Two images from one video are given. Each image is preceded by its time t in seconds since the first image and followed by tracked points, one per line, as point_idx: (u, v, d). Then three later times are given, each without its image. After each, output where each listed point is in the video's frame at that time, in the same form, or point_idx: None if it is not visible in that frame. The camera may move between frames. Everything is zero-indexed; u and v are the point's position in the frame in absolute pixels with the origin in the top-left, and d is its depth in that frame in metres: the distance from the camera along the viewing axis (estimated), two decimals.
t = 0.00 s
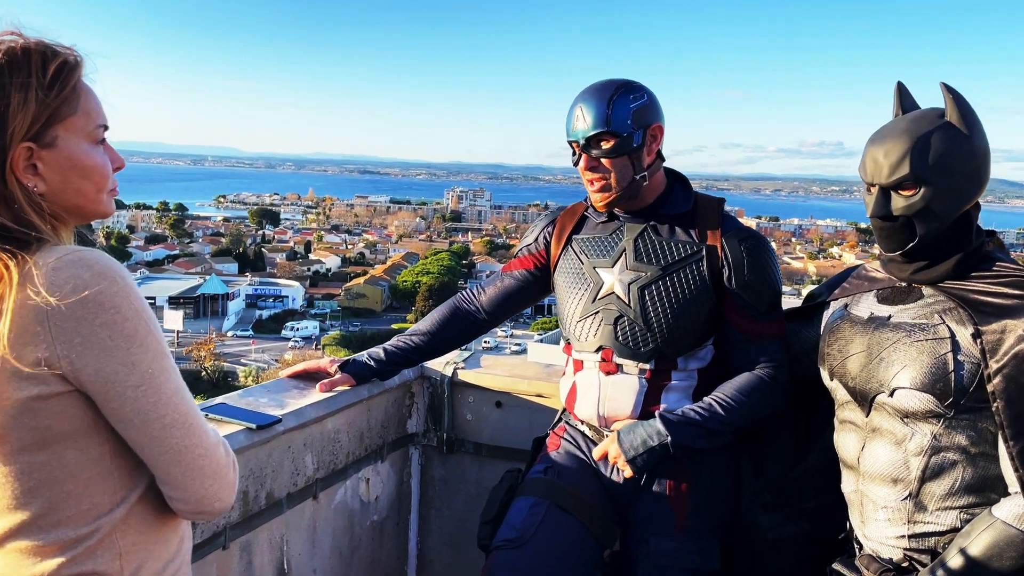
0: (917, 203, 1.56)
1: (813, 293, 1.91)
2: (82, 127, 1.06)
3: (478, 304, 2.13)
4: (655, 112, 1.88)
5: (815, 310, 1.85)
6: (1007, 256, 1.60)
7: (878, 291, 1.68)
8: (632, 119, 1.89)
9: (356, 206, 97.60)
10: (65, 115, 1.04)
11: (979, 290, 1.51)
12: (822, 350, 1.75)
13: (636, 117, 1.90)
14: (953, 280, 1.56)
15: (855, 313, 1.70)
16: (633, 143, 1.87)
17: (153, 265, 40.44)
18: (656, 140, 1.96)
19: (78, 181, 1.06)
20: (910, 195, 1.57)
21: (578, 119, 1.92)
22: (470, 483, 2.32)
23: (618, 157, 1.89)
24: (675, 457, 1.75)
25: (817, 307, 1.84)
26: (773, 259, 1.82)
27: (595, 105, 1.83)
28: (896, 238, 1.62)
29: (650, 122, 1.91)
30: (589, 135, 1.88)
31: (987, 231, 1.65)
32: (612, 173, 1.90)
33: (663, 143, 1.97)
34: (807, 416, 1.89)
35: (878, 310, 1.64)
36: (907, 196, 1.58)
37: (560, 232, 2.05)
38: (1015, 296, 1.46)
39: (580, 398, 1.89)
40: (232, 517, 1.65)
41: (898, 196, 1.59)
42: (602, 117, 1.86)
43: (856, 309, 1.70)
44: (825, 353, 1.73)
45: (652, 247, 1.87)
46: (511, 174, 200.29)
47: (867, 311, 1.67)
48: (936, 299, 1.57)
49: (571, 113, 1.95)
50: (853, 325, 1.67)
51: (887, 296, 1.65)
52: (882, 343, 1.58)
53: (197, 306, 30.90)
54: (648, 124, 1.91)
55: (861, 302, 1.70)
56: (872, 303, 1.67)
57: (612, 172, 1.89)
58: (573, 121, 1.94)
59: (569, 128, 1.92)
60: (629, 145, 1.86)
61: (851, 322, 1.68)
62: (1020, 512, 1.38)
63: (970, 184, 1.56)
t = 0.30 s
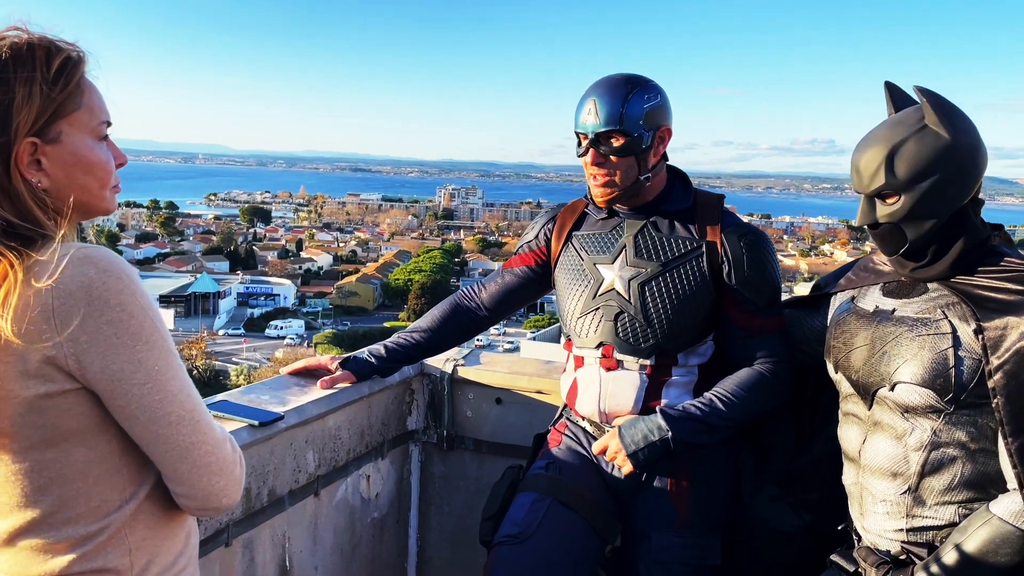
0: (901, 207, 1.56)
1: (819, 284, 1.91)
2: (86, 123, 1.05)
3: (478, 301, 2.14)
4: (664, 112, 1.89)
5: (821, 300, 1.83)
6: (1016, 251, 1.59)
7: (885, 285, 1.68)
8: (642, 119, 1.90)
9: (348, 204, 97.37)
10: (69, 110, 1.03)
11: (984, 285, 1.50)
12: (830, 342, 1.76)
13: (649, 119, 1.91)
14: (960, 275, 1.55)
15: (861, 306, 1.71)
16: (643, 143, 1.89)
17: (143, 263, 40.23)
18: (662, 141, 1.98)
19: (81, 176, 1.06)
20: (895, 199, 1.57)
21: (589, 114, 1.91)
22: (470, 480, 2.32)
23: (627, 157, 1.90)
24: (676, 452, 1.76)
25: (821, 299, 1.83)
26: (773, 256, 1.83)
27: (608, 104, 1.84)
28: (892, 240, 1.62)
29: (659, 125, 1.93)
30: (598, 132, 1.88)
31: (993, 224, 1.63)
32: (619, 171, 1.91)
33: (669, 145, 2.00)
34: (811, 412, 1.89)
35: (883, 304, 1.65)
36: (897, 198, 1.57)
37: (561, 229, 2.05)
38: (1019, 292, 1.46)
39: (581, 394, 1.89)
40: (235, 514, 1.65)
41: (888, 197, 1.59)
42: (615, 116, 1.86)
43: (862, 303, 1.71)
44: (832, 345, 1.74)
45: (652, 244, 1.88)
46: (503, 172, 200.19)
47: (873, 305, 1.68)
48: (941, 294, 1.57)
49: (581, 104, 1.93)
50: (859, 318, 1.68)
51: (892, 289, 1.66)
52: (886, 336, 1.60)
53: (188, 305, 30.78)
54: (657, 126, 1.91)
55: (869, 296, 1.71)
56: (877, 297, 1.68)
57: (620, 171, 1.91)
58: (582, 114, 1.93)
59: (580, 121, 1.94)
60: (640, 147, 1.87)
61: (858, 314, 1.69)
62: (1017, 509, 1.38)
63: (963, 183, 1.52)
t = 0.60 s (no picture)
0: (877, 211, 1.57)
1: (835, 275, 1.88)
2: (85, 121, 1.06)
3: (475, 298, 2.14)
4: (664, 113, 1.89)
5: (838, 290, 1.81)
6: None
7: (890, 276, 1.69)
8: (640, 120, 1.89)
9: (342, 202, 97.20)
10: (69, 107, 1.04)
11: (984, 284, 1.49)
12: (835, 334, 1.75)
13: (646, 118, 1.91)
14: (960, 273, 1.53)
15: (868, 297, 1.70)
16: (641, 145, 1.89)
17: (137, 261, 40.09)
18: (661, 142, 1.97)
19: (78, 174, 1.06)
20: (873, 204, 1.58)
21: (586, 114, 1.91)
22: (467, 475, 2.33)
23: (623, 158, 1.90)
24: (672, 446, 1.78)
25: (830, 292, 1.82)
26: (769, 253, 1.84)
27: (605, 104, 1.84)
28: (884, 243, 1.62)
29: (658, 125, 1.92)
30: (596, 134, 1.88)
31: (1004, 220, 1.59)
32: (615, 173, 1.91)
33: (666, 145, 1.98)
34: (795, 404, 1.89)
35: (886, 296, 1.66)
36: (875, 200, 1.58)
37: (557, 225, 2.07)
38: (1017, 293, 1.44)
39: (578, 388, 1.91)
40: (233, 508, 1.65)
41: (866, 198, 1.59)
42: (613, 118, 1.85)
43: (869, 293, 1.70)
44: (835, 335, 1.75)
45: (648, 240, 1.90)
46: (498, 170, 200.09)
47: (876, 297, 1.68)
48: (941, 291, 1.56)
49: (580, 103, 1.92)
50: (863, 310, 1.69)
51: (898, 281, 1.66)
52: (885, 329, 1.61)
53: (182, 303, 30.69)
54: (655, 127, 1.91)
55: (876, 286, 1.71)
56: (883, 289, 1.68)
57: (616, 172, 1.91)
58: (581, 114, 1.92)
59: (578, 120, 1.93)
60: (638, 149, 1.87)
61: (861, 306, 1.70)
62: (998, 512, 1.42)
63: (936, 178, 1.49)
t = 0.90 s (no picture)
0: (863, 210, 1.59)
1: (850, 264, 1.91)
2: (82, 114, 1.06)
3: (469, 295, 2.16)
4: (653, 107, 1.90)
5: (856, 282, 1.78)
6: None
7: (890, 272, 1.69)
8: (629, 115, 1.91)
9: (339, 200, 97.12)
10: (66, 102, 1.04)
11: (971, 286, 1.46)
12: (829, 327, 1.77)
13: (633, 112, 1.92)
14: (951, 273, 1.50)
15: (869, 291, 1.70)
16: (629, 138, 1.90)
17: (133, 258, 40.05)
18: (651, 136, 1.97)
19: (79, 167, 1.07)
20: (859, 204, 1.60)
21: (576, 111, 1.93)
22: (461, 471, 2.34)
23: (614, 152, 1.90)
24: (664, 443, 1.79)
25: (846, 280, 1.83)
26: (761, 252, 1.86)
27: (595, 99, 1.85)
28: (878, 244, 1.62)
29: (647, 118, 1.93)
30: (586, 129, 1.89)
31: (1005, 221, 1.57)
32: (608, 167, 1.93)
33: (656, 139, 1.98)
34: (800, 415, 1.90)
35: (883, 292, 1.66)
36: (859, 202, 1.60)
37: (551, 223, 2.08)
38: (1003, 296, 1.41)
39: (570, 385, 1.92)
40: (227, 503, 1.67)
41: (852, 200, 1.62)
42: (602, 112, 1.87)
43: (870, 287, 1.71)
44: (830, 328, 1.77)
45: (641, 237, 1.91)
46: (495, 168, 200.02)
47: (875, 291, 1.68)
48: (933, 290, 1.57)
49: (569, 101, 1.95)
50: (859, 305, 1.70)
51: (897, 276, 1.66)
52: (874, 325, 1.63)
53: (179, 300, 30.66)
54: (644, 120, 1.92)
55: (879, 279, 1.71)
56: (882, 284, 1.68)
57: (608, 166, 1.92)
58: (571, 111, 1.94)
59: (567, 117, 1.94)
60: (626, 141, 1.88)
61: (858, 300, 1.71)
62: (968, 514, 1.44)
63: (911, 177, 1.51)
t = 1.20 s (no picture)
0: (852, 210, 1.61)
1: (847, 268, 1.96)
2: (72, 115, 1.09)
3: (457, 293, 2.19)
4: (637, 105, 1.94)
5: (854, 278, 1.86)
6: None
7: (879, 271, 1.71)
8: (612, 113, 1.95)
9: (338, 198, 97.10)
10: (55, 103, 1.07)
11: (951, 289, 1.47)
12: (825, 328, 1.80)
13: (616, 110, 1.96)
14: (934, 275, 1.52)
15: (861, 287, 1.74)
16: (612, 136, 1.94)
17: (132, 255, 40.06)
18: (634, 133, 2.02)
19: (68, 166, 1.10)
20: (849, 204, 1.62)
21: (560, 110, 1.97)
22: (449, 467, 2.37)
23: (598, 150, 1.94)
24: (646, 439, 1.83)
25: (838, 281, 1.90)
26: (742, 252, 1.89)
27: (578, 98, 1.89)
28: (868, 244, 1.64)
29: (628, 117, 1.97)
30: (569, 127, 1.93)
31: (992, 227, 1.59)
32: (592, 165, 1.97)
33: (639, 137, 2.02)
34: (787, 412, 1.95)
35: (871, 288, 1.69)
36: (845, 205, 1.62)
37: (538, 222, 2.11)
38: (979, 300, 1.42)
39: (555, 382, 1.95)
40: (215, 497, 1.69)
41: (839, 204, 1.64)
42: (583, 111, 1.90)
43: (863, 283, 1.74)
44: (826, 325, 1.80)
45: (626, 237, 1.94)
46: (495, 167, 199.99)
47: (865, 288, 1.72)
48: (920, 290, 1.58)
49: (553, 103, 1.99)
50: (850, 300, 1.74)
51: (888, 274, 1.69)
52: (858, 323, 1.67)
53: (177, 298, 30.67)
54: (626, 119, 1.96)
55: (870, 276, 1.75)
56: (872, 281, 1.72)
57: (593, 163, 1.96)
58: (555, 111, 1.98)
59: (552, 117, 1.98)
60: (609, 138, 1.92)
61: (849, 297, 1.75)
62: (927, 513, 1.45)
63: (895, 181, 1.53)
